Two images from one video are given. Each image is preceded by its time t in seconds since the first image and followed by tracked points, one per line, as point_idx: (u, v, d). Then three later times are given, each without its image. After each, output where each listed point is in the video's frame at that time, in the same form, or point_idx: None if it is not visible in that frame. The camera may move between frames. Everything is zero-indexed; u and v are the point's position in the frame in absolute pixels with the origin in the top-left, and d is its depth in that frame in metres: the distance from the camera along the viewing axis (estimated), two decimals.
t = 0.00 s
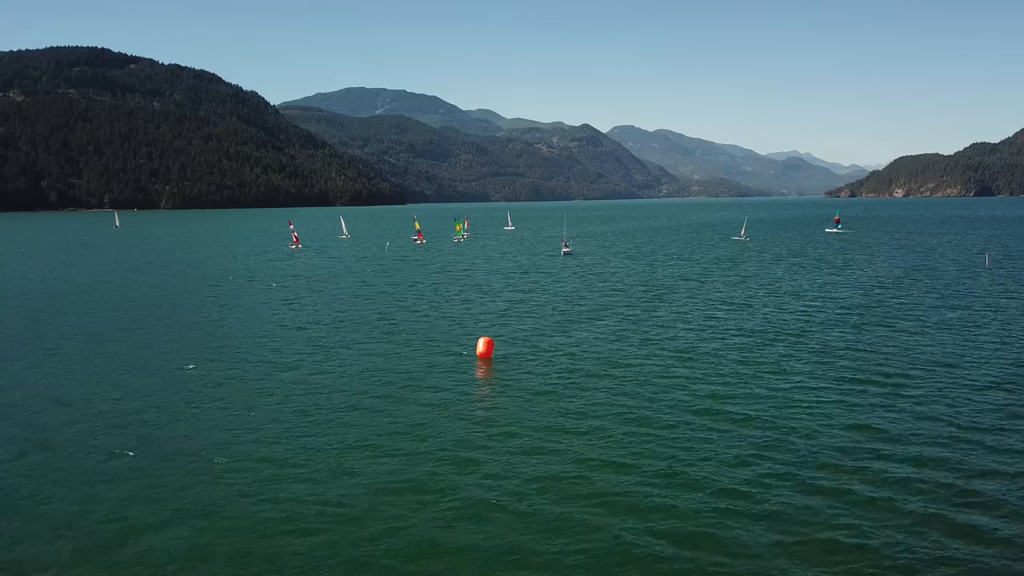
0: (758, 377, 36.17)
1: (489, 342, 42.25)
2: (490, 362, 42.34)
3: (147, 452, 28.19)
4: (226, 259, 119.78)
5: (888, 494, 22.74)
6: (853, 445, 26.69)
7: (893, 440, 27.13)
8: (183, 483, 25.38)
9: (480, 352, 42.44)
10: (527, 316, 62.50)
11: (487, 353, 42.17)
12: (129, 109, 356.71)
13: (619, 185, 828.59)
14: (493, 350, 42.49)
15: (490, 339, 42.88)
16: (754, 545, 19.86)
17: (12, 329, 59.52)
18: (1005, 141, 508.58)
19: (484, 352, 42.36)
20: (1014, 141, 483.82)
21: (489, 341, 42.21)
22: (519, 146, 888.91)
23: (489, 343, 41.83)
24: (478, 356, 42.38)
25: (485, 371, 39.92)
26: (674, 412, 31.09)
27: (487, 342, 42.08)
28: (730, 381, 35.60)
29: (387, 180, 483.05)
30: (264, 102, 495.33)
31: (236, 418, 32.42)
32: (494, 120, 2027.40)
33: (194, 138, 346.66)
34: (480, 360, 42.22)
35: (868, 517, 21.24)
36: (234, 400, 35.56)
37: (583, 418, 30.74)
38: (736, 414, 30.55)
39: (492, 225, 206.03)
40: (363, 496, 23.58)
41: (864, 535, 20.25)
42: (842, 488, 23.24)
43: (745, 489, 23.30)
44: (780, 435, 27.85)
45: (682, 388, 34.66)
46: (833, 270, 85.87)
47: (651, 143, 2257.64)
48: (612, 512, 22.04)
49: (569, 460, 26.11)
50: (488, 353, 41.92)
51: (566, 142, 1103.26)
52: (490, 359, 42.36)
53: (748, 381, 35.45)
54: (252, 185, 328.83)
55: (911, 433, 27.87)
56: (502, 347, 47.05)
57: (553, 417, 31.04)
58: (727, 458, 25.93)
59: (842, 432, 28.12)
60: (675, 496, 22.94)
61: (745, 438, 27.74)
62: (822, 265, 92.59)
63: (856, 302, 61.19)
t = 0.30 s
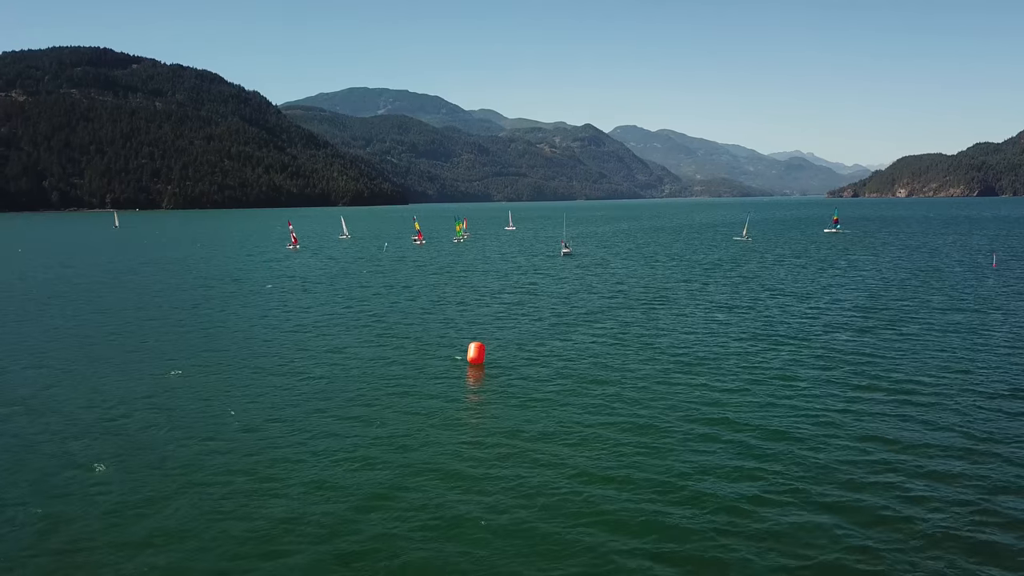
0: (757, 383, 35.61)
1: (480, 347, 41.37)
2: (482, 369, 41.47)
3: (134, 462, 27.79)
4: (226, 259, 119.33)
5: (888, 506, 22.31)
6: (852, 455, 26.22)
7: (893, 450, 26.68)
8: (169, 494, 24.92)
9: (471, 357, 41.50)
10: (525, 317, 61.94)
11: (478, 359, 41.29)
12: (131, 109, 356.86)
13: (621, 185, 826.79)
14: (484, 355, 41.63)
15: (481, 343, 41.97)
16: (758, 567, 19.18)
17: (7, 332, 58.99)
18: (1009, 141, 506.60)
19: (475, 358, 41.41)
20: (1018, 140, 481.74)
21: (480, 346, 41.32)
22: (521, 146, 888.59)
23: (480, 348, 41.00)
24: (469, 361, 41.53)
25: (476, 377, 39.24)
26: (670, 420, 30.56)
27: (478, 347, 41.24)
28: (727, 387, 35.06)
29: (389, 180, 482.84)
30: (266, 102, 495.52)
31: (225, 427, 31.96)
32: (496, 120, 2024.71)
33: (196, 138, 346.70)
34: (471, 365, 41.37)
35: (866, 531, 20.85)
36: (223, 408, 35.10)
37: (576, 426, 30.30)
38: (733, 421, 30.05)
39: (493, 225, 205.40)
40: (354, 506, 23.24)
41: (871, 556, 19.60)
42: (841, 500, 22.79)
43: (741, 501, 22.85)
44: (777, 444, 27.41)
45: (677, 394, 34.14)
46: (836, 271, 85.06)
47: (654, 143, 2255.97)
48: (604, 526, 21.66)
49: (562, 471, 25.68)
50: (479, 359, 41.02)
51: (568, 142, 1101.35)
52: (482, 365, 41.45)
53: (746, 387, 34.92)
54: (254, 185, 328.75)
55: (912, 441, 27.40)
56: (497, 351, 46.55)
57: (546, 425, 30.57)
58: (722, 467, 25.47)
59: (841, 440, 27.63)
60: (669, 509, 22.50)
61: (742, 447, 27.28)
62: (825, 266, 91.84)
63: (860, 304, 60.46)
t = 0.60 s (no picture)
0: (758, 390, 34.84)
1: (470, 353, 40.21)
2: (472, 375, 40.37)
3: (119, 473, 27.13)
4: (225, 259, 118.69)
5: (894, 523, 21.63)
6: (857, 468, 25.49)
7: (899, 461, 25.94)
8: (154, 507, 24.28)
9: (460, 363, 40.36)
10: (524, 318, 61.15)
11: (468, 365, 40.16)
12: (133, 109, 356.71)
13: (623, 185, 825.04)
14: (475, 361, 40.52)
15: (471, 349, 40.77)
16: None
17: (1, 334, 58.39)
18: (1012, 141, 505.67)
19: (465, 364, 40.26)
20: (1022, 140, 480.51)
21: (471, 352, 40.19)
22: (523, 146, 888.80)
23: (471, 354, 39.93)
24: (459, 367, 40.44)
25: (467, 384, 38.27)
26: (669, 429, 29.81)
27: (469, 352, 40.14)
28: (727, 394, 34.28)
29: (391, 180, 482.59)
30: (268, 102, 495.59)
31: (213, 435, 31.24)
32: (498, 120, 2023.12)
33: (198, 138, 346.69)
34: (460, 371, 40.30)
35: (870, 550, 20.18)
36: (212, 415, 34.35)
37: (571, 434, 29.60)
38: (733, 430, 29.36)
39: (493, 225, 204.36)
40: (344, 520, 22.64)
41: None
42: (845, 517, 22.10)
43: (741, 517, 22.19)
44: (778, 455, 26.67)
45: (676, 401, 33.39)
46: (839, 271, 84.18)
47: (656, 143, 2255.63)
48: (599, 542, 21.02)
49: (559, 482, 24.98)
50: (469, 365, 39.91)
51: (570, 142, 1099.41)
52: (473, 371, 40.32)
53: (747, 394, 34.14)
54: (255, 185, 328.68)
55: (918, 453, 26.69)
56: (494, 354, 45.78)
57: (542, 433, 29.86)
58: (722, 481, 24.75)
59: (844, 452, 26.91)
60: (666, 526, 21.80)
61: (742, 458, 26.58)
62: (829, 265, 90.87)
63: (866, 306, 59.63)
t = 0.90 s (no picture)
0: (762, 396, 33.79)
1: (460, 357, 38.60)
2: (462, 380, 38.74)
3: (97, 474, 26.10)
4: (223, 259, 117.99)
5: (902, 542, 20.70)
6: (863, 481, 24.47)
7: (910, 475, 24.92)
8: (131, 511, 23.20)
9: (448, 369, 38.71)
10: (522, 319, 60.08)
11: (457, 370, 38.51)
12: (135, 109, 356.48)
13: (624, 185, 823.79)
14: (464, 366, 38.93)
15: (460, 354, 39.17)
16: None
17: None
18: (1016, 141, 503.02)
19: (453, 369, 38.61)
20: None
21: (460, 356, 38.60)
22: (526, 146, 887.60)
23: (460, 358, 38.40)
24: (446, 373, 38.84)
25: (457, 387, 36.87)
26: (668, 438, 28.83)
27: (458, 357, 38.57)
28: (728, 400, 33.23)
29: (392, 180, 481.99)
30: (270, 102, 495.30)
31: (197, 437, 30.22)
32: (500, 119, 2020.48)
33: (199, 138, 346.34)
34: (448, 376, 38.69)
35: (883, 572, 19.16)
36: (199, 416, 33.35)
37: (565, 442, 28.58)
38: (733, 440, 28.39)
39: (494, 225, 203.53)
40: (329, 529, 21.74)
41: None
42: (854, 536, 21.06)
43: (746, 534, 21.17)
44: (781, 466, 25.68)
45: (675, 408, 32.32)
46: (843, 273, 82.96)
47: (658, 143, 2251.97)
48: (594, 559, 20.04)
49: (557, 494, 23.92)
50: (458, 370, 38.34)
51: (572, 141, 1097.44)
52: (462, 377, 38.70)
53: (748, 400, 33.14)
54: (257, 185, 328.32)
55: (924, 465, 25.76)
56: (489, 355, 44.76)
57: (535, 439, 28.90)
58: (722, 495, 23.73)
59: (851, 465, 25.86)
60: (665, 543, 20.76)
61: (744, 470, 25.59)
62: (832, 266, 89.83)
63: (872, 308, 58.53)
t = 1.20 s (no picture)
0: (768, 405, 32.20)
1: (448, 362, 36.65)
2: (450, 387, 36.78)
3: (61, 488, 24.60)
4: (221, 259, 116.93)
5: (919, 565, 19.26)
6: (879, 500, 22.86)
7: (927, 492, 23.35)
8: (100, 529, 21.87)
9: (436, 375, 36.77)
10: (521, 320, 58.68)
11: (445, 377, 36.58)
12: (136, 109, 356.18)
13: (627, 185, 822.52)
14: (453, 373, 37.00)
15: (448, 360, 37.23)
16: None
17: None
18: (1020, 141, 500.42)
19: (441, 376, 36.64)
20: None
21: (448, 362, 36.65)
22: (528, 146, 886.87)
23: (448, 365, 36.50)
24: (434, 380, 36.93)
25: (444, 395, 34.99)
26: (669, 449, 27.26)
27: (446, 363, 36.62)
28: (732, 409, 31.62)
29: (394, 180, 481.04)
30: (272, 101, 494.85)
31: (173, 447, 28.71)
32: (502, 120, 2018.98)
33: (201, 138, 345.96)
34: (436, 383, 36.79)
35: None
36: (176, 423, 31.83)
37: (560, 454, 26.96)
38: (738, 452, 26.78)
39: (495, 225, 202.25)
40: (306, 547, 20.51)
41: None
42: (869, 562, 19.44)
43: (752, 555, 19.75)
44: (789, 482, 24.10)
45: (676, 417, 30.74)
46: (849, 273, 81.39)
47: (661, 143, 2250.58)
48: None
49: (551, 509, 22.53)
50: (446, 377, 36.43)
51: (574, 141, 1096.54)
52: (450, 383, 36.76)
53: (754, 410, 31.56)
54: (258, 185, 327.73)
55: (942, 482, 24.14)
56: (483, 359, 43.24)
57: (528, 450, 27.27)
58: (726, 510, 22.31)
59: (864, 482, 24.22)
60: (663, 569, 19.13)
61: (750, 486, 23.97)
62: (837, 266, 88.34)
63: (879, 309, 57.05)
